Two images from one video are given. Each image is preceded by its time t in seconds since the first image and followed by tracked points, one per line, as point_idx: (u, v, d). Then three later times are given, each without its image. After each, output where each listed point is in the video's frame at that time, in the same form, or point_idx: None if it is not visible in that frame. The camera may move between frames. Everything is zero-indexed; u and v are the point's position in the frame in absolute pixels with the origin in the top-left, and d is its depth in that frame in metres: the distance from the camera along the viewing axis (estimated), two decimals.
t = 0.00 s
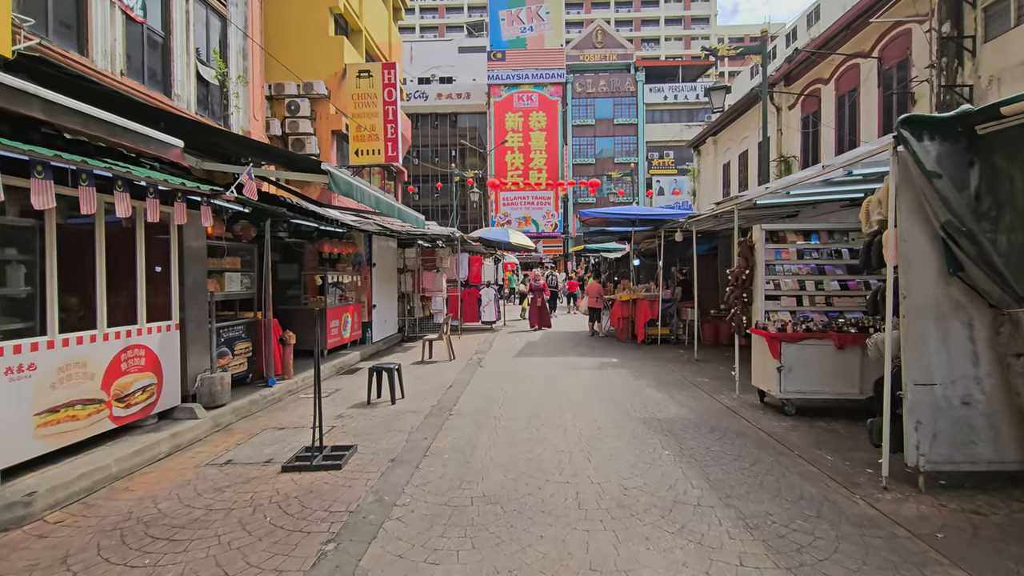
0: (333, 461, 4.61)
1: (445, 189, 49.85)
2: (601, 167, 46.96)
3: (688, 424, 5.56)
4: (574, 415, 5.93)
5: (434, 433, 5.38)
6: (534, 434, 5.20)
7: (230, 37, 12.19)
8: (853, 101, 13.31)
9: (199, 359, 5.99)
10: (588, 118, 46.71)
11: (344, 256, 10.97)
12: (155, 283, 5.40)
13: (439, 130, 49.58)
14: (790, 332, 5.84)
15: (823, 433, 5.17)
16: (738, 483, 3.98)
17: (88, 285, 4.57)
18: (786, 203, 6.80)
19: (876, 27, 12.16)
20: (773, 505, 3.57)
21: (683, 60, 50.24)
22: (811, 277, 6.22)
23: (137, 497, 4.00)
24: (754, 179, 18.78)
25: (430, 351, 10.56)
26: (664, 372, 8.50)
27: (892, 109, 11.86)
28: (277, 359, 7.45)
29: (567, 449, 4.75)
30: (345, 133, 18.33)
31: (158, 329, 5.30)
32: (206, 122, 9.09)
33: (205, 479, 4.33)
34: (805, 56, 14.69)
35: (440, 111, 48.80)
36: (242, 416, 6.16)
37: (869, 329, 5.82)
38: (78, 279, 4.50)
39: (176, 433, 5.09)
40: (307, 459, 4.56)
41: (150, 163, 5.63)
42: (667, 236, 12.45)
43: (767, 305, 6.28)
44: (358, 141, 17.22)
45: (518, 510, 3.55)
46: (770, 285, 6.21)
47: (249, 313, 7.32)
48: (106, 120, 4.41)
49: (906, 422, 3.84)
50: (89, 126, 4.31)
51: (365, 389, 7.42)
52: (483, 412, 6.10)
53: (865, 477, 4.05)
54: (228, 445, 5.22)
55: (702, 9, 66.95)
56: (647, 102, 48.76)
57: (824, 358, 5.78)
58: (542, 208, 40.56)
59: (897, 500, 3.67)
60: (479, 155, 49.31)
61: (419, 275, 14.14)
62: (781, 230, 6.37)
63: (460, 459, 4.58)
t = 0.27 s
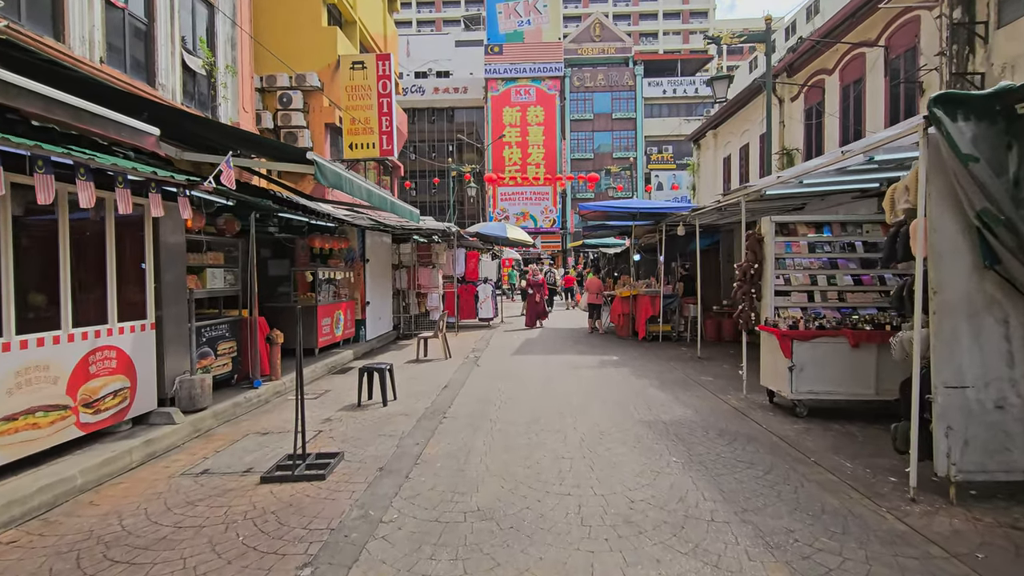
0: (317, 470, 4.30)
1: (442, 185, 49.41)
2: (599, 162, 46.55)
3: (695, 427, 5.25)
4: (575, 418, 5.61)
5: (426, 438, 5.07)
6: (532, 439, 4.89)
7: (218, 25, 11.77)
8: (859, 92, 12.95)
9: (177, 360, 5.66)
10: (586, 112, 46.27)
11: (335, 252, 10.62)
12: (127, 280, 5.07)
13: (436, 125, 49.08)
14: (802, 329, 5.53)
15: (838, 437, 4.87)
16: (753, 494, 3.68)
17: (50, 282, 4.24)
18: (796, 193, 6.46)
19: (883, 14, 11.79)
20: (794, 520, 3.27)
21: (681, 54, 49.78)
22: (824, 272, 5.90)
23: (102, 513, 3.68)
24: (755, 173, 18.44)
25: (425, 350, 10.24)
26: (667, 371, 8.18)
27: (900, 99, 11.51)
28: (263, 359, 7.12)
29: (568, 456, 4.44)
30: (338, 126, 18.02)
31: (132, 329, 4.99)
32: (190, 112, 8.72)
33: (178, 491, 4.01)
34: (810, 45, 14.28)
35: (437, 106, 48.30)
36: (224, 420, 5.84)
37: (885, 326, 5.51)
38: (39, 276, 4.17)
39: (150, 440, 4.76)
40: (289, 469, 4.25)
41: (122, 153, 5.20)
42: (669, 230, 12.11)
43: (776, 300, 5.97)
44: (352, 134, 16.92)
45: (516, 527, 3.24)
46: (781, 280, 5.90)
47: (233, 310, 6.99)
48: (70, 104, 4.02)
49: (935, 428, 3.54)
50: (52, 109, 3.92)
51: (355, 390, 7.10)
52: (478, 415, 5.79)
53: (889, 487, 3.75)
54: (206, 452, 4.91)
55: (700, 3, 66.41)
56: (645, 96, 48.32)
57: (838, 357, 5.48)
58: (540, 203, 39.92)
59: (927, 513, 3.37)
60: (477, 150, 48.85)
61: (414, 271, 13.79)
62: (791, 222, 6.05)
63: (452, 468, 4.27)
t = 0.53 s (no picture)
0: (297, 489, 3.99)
1: (439, 185, 49.07)
2: (597, 161, 46.28)
3: (703, 437, 4.96)
4: (575, 427, 5.31)
5: (417, 452, 4.76)
6: (529, 453, 4.58)
7: (206, 21, 11.44)
8: (862, 88, 12.65)
9: (153, 369, 5.34)
10: (583, 112, 46.00)
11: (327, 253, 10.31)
12: (97, 285, 4.76)
13: (433, 125, 48.75)
14: (814, 333, 5.23)
15: (854, 449, 4.58)
16: (769, 515, 3.38)
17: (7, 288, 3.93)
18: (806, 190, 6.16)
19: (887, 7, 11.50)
20: (817, 546, 2.97)
21: (679, 53, 49.55)
22: (836, 272, 5.61)
23: (58, 540, 3.36)
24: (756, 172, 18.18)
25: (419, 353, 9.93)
26: (670, 375, 7.88)
27: (905, 94, 11.20)
28: (248, 366, 6.80)
29: (568, 472, 4.14)
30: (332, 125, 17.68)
31: (101, 337, 4.69)
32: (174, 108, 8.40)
33: (144, 515, 3.69)
34: (813, 39, 13.93)
35: (433, 105, 48.00)
36: (203, 432, 5.53)
37: (902, 329, 5.21)
38: None
39: (120, 456, 4.45)
40: (267, 488, 3.94)
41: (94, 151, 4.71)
42: (669, 229, 11.80)
43: (785, 302, 5.69)
44: (346, 132, 16.53)
45: (511, 557, 2.94)
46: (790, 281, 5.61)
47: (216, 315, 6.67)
48: (34, 97, 3.64)
49: (968, 443, 3.25)
50: (10, 102, 3.52)
51: (344, 398, 6.79)
52: (473, 425, 5.48)
53: (915, 506, 3.46)
54: (181, 468, 4.60)
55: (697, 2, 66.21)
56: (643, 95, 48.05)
57: (852, 362, 5.18)
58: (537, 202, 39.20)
59: (962, 538, 3.07)
60: (474, 150, 48.54)
61: (409, 273, 13.46)
62: (801, 220, 5.76)
63: (443, 486, 3.96)
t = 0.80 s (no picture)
0: (271, 504, 3.68)
1: (436, 182, 48.70)
2: (595, 159, 45.97)
3: (707, 445, 4.67)
4: (572, 435, 5.02)
5: (402, 462, 4.45)
6: (522, 463, 4.29)
7: (193, 10, 11.07)
8: (867, 82, 12.37)
9: (122, 372, 5.01)
10: (581, 109, 45.68)
11: (316, 250, 10.00)
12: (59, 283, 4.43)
13: (429, 122, 48.36)
14: (825, 335, 4.96)
15: (869, 459, 4.30)
16: (783, 535, 3.09)
17: None
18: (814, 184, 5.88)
19: None
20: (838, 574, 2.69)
21: (677, 50, 49.29)
22: (845, 270, 5.35)
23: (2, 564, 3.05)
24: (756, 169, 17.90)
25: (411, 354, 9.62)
26: (670, 377, 7.61)
27: (912, 88, 10.89)
28: (229, 368, 6.50)
29: (564, 485, 3.84)
30: (325, 119, 17.33)
31: (63, 339, 4.35)
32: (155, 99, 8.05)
33: (101, 535, 3.38)
34: (817, 32, 13.59)
35: (430, 102, 47.61)
36: (178, 439, 5.21)
37: (917, 331, 4.94)
38: None
39: (82, 467, 4.13)
40: (237, 504, 3.63)
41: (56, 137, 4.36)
42: (669, 225, 11.47)
43: (794, 302, 5.40)
44: (339, 128, 16.20)
45: None
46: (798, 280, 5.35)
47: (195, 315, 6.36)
48: None
49: (1002, 458, 2.97)
50: None
51: (330, 402, 6.49)
52: (464, 432, 5.18)
53: (942, 526, 3.17)
54: (149, 479, 4.29)
55: None
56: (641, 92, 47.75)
57: (864, 367, 4.91)
58: (536, 201, 39.19)
59: (996, 563, 2.79)
60: (471, 148, 48.17)
61: (403, 271, 13.07)
62: (810, 215, 5.46)
63: (429, 501, 3.66)
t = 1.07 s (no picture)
0: (237, 527, 3.37)
1: (432, 181, 48.34)
2: (592, 158, 45.71)
3: (710, 459, 4.39)
4: (566, 447, 4.72)
5: (384, 477, 4.15)
6: (513, 480, 3.99)
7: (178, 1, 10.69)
8: (869, 80, 12.12)
9: (86, 378, 4.69)
10: (578, 108, 45.41)
11: (305, 248, 9.70)
12: (13, 284, 4.11)
13: (425, 120, 47.98)
14: (836, 342, 4.68)
15: (884, 475, 4.02)
16: (798, 566, 2.80)
17: None
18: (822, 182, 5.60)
19: None
20: None
21: (675, 49, 49.05)
22: (855, 272, 5.09)
23: None
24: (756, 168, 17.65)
25: (402, 356, 9.32)
26: (670, 383, 7.33)
27: (916, 86, 10.64)
28: (207, 372, 6.19)
29: (558, 505, 3.55)
30: (317, 116, 16.97)
31: (18, 344, 4.02)
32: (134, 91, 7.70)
33: (47, 562, 3.07)
34: (820, 28, 13.28)
35: (426, 100, 47.23)
36: (147, 449, 4.90)
37: (933, 338, 4.68)
38: None
39: (36, 482, 3.81)
40: (201, 526, 3.32)
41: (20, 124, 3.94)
42: (668, 225, 11.17)
43: (801, 306, 5.12)
44: (331, 124, 15.82)
45: None
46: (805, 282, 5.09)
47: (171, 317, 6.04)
48: None
49: None
50: None
51: (314, 408, 6.18)
52: (452, 443, 4.88)
53: (971, 555, 2.90)
54: (110, 496, 3.97)
55: None
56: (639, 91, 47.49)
57: (877, 375, 4.64)
58: (532, 200, 38.94)
59: None
60: (467, 146, 47.82)
61: (395, 271, 12.68)
62: (819, 215, 5.17)
63: (410, 524, 3.36)
